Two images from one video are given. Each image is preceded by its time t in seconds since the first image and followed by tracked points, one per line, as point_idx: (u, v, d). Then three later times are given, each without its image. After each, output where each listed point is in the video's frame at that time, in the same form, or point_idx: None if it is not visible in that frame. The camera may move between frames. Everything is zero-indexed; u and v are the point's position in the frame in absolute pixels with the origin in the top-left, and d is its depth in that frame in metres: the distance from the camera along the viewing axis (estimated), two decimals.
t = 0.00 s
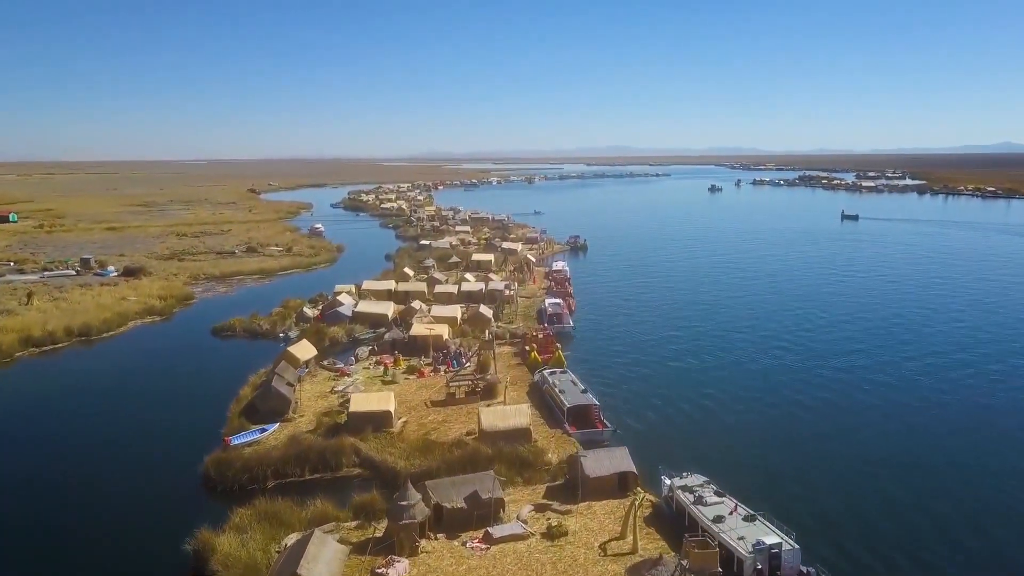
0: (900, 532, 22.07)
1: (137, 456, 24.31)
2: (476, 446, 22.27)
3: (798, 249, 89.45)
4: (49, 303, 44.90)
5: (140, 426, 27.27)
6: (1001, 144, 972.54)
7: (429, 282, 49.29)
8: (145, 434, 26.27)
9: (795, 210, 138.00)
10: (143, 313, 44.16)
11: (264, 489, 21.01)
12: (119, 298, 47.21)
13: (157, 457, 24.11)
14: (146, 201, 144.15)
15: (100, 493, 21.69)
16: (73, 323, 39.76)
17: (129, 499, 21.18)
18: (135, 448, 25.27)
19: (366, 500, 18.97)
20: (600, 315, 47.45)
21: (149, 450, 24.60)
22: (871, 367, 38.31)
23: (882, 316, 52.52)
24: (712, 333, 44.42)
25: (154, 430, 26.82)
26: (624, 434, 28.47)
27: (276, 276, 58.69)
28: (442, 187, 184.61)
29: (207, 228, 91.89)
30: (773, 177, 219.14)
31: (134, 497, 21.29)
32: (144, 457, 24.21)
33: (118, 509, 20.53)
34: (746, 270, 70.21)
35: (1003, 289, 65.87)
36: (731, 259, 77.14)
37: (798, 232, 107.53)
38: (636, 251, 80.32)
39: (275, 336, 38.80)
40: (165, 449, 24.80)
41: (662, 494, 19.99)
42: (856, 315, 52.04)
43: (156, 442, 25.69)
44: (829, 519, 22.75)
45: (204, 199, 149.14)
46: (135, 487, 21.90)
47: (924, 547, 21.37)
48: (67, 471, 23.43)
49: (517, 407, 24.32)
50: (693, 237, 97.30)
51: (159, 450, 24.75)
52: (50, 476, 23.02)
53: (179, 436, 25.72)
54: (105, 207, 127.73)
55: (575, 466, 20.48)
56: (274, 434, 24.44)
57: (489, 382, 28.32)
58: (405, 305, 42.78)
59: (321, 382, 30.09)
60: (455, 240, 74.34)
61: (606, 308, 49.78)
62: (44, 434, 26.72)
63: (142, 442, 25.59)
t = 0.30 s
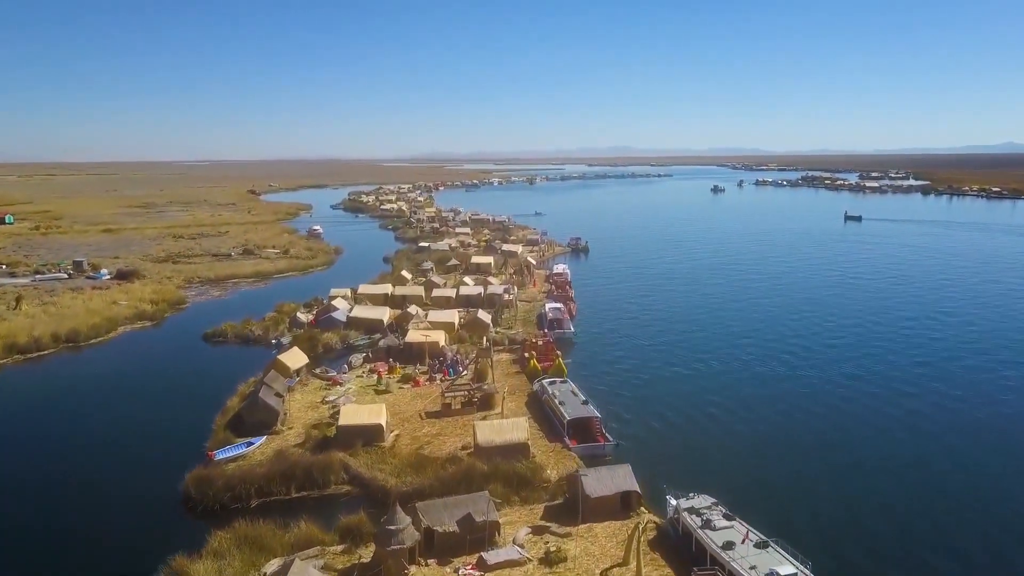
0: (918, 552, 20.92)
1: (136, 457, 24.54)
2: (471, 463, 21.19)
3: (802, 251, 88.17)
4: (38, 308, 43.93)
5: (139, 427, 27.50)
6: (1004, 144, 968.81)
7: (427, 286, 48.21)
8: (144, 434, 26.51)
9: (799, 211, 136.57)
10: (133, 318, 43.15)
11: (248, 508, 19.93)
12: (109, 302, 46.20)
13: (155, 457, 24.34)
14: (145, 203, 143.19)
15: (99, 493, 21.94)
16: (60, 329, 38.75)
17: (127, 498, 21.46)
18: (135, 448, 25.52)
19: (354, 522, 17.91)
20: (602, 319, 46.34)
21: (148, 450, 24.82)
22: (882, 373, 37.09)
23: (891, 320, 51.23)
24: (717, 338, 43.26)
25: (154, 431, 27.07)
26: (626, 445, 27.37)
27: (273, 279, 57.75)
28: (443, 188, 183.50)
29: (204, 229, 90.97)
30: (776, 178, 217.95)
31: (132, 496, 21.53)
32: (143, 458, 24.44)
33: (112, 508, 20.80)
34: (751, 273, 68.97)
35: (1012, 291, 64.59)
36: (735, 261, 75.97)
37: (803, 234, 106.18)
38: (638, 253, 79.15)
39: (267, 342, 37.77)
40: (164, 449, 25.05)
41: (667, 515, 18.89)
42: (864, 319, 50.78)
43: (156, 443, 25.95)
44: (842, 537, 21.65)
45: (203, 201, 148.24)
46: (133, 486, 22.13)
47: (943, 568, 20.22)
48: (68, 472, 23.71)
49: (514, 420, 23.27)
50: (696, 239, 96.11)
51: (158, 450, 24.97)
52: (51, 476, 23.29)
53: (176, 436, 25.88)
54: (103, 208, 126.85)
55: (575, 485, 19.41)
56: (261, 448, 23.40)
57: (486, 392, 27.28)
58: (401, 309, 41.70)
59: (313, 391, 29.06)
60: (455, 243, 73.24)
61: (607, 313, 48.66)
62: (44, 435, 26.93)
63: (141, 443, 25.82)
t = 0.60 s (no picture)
0: None
1: (136, 456, 24.83)
2: (465, 480, 20.08)
3: (808, 254, 86.77)
4: (25, 313, 42.88)
5: (139, 427, 27.66)
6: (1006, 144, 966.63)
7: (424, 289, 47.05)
8: (144, 435, 26.68)
9: (803, 212, 134.95)
10: (122, 324, 42.02)
11: (229, 530, 18.86)
12: (99, 307, 45.14)
13: (155, 454, 24.73)
14: (143, 204, 142.42)
15: (100, 490, 22.29)
16: (46, 335, 37.71)
17: (128, 495, 21.86)
18: (135, 448, 25.80)
19: (339, 548, 16.81)
20: (603, 324, 45.14)
21: (148, 451, 24.97)
22: (893, 381, 35.78)
23: (901, 325, 49.78)
24: (721, 344, 42.02)
25: (153, 432, 27.23)
26: (629, 460, 26.18)
27: (268, 282, 56.77)
28: (444, 190, 182.15)
29: (202, 231, 90.06)
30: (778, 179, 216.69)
31: (133, 492, 21.94)
32: (143, 457, 24.74)
33: (114, 503, 21.17)
34: (756, 276, 67.63)
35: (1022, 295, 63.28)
36: (739, 264, 74.78)
37: (808, 236, 104.67)
38: (640, 255, 77.87)
39: (259, 348, 36.68)
40: (164, 447, 25.48)
41: (673, 539, 17.79)
42: (874, 324, 49.39)
43: (156, 442, 26.27)
44: (857, 560, 20.52)
45: (203, 201, 147.46)
46: (133, 482, 22.55)
47: None
48: (68, 471, 24.01)
49: (511, 434, 22.16)
50: (700, 240, 94.77)
51: (157, 448, 25.36)
52: (51, 476, 23.57)
53: (175, 436, 26.31)
54: (101, 209, 126.16)
55: (575, 506, 18.32)
56: (246, 463, 22.33)
57: (483, 403, 26.20)
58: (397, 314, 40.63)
59: (303, 401, 28.00)
60: (454, 245, 72.06)
61: (609, 317, 47.46)
62: (44, 436, 27.23)
63: (140, 442, 26.14)
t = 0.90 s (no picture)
0: None
1: (135, 455, 24.97)
2: (458, 500, 19.01)
3: (812, 256, 85.58)
4: (12, 318, 41.84)
5: (138, 427, 27.77)
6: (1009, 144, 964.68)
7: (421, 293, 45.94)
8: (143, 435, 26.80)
9: (806, 213, 133.69)
10: (111, 330, 40.93)
11: (207, 554, 17.81)
12: (89, 311, 44.11)
13: (154, 454, 24.82)
14: (142, 205, 141.55)
15: (99, 490, 22.34)
16: (31, 342, 36.63)
17: (127, 495, 21.93)
18: (134, 447, 25.94)
19: None
20: (605, 330, 43.99)
21: (148, 451, 25.09)
22: (905, 392, 34.58)
23: (910, 330, 48.53)
24: (726, 350, 40.85)
25: (153, 431, 27.36)
26: (631, 477, 25.07)
27: (263, 285, 55.82)
28: (444, 190, 181.11)
29: (199, 232, 89.11)
30: (781, 179, 215.15)
31: (132, 492, 22.00)
32: (143, 456, 24.88)
33: (114, 503, 21.24)
34: (759, 279, 66.42)
35: None
36: (743, 266, 73.54)
37: (812, 237, 103.46)
38: (642, 257, 76.71)
39: (250, 355, 35.56)
40: (163, 447, 25.60)
41: (679, 566, 16.71)
42: (882, 329, 48.14)
43: (155, 442, 26.43)
44: None
45: (202, 202, 146.59)
46: (132, 482, 22.64)
47: None
48: (67, 471, 24.08)
49: (506, 450, 21.03)
50: (703, 242, 93.57)
51: (157, 448, 25.46)
52: (49, 476, 23.57)
53: (174, 436, 26.43)
54: (99, 211, 125.32)
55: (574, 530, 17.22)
56: (228, 480, 21.25)
57: (478, 415, 25.10)
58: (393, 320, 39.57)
59: (292, 412, 26.96)
60: (453, 247, 70.97)
61: (611, 322, 46.33)
62: (42, 435, 27.22)
63: (138, 442, 26.21)
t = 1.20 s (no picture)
0: None
1: (136, 454, 25.35)
2: (450, 523, 17.94)
3: (817, 258, 84.23)
4: None
5: (137, 425, 28.11)
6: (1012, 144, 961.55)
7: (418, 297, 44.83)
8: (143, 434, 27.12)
9: (810, 214, 132.37)
10: (99, 337, 39.87)
11: None
12: (78, 316, 43.11)
13: (154, 453, 25.18)
14: (140, 207, 140.45)
15: (100, 490, 22.65)
16: (16, 349, 35.60)
17: (128, 494, 22.29)
18: (134, 445, 26.29)
19: None
20: (607, 335, 42.79)
21: (148, 450, 25.48)
22: (919, 400, 33.28)
23: (921, 334, 47.17)
24: (732, 356, 39.60)
25: (152, 429, 27.70)
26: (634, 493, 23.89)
27: (259, 289, 54.90)
28: (446, 191, 179.92)
29: (196, 234, 88.16)
30: (784, 180, 213.87)
31: (133, 491, 22.36)
32: (143, 455, 25.28)
33: (115, 504, 21.56)
34: (764, 281, 65.15)
35: None
36: (747, 268, 72.33)
37: (816, 239, 102.13)
38: (645, 259, 75.46)
39: (241, 362, 34.50)
40: (163, 446, 26.00)
41: None
42: (893, 333, 46.79)
43: (155, 439, 26.82)
44: None
45: (200, 204, 145.57)
46: (132, 483, 22.97)
47: None
48: (68, 471, 24.30)
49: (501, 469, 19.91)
50: (706, 244, 92.26)
51: (156, 446, 25.84)
52: (48, 476, 23.74)
53: (173, 434, 26.82)
54: (97, 212, 124.46)
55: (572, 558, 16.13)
56: (209, 498, 20.21)
57: (473, 428, 24.02)
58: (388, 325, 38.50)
59: (280, 422, 25.94)
60: (452, 249, 69.84)
61: (613, 327, 45.13)
62: (42, 434, 27.37)
63: (138, 441, 26.54)
